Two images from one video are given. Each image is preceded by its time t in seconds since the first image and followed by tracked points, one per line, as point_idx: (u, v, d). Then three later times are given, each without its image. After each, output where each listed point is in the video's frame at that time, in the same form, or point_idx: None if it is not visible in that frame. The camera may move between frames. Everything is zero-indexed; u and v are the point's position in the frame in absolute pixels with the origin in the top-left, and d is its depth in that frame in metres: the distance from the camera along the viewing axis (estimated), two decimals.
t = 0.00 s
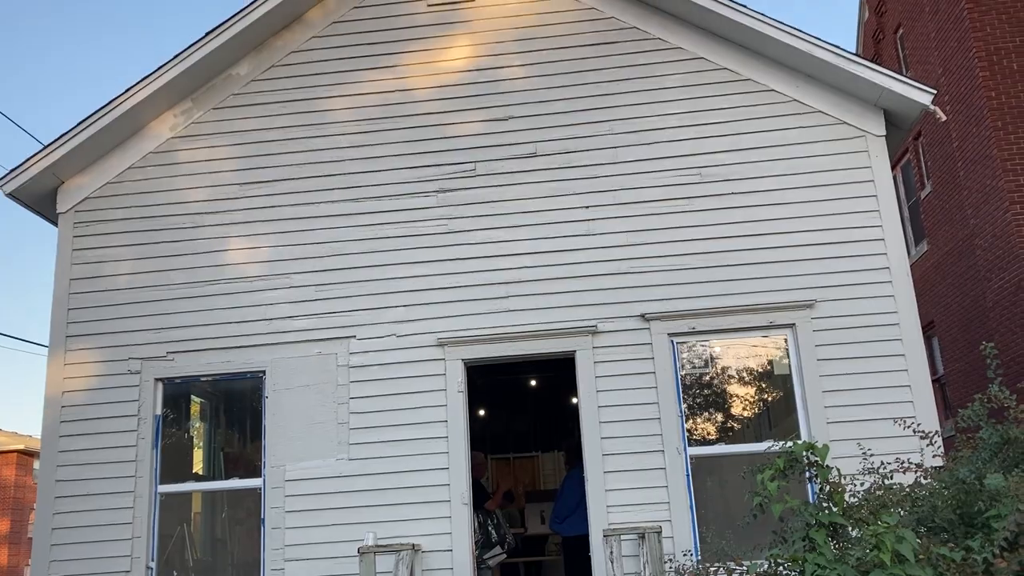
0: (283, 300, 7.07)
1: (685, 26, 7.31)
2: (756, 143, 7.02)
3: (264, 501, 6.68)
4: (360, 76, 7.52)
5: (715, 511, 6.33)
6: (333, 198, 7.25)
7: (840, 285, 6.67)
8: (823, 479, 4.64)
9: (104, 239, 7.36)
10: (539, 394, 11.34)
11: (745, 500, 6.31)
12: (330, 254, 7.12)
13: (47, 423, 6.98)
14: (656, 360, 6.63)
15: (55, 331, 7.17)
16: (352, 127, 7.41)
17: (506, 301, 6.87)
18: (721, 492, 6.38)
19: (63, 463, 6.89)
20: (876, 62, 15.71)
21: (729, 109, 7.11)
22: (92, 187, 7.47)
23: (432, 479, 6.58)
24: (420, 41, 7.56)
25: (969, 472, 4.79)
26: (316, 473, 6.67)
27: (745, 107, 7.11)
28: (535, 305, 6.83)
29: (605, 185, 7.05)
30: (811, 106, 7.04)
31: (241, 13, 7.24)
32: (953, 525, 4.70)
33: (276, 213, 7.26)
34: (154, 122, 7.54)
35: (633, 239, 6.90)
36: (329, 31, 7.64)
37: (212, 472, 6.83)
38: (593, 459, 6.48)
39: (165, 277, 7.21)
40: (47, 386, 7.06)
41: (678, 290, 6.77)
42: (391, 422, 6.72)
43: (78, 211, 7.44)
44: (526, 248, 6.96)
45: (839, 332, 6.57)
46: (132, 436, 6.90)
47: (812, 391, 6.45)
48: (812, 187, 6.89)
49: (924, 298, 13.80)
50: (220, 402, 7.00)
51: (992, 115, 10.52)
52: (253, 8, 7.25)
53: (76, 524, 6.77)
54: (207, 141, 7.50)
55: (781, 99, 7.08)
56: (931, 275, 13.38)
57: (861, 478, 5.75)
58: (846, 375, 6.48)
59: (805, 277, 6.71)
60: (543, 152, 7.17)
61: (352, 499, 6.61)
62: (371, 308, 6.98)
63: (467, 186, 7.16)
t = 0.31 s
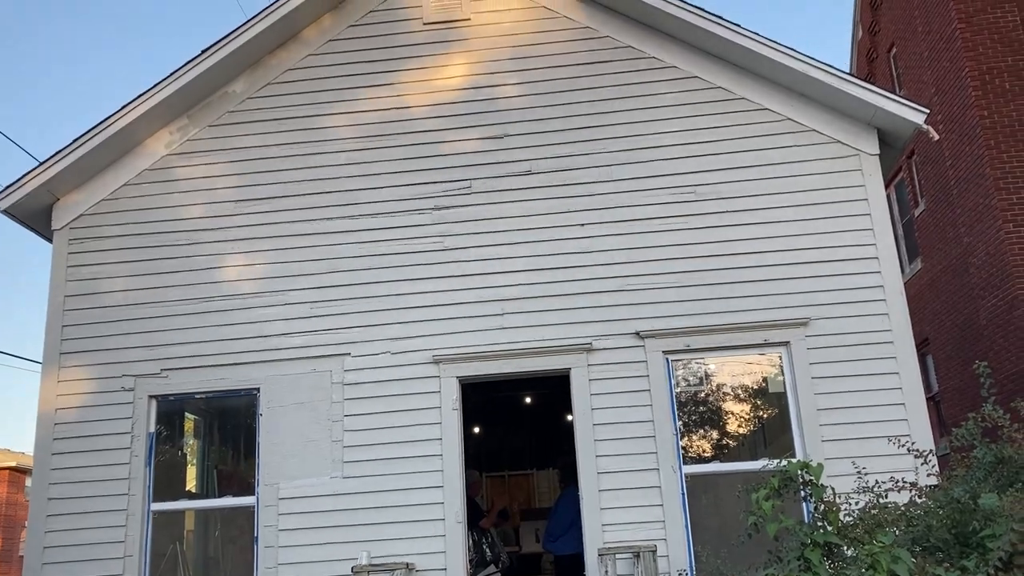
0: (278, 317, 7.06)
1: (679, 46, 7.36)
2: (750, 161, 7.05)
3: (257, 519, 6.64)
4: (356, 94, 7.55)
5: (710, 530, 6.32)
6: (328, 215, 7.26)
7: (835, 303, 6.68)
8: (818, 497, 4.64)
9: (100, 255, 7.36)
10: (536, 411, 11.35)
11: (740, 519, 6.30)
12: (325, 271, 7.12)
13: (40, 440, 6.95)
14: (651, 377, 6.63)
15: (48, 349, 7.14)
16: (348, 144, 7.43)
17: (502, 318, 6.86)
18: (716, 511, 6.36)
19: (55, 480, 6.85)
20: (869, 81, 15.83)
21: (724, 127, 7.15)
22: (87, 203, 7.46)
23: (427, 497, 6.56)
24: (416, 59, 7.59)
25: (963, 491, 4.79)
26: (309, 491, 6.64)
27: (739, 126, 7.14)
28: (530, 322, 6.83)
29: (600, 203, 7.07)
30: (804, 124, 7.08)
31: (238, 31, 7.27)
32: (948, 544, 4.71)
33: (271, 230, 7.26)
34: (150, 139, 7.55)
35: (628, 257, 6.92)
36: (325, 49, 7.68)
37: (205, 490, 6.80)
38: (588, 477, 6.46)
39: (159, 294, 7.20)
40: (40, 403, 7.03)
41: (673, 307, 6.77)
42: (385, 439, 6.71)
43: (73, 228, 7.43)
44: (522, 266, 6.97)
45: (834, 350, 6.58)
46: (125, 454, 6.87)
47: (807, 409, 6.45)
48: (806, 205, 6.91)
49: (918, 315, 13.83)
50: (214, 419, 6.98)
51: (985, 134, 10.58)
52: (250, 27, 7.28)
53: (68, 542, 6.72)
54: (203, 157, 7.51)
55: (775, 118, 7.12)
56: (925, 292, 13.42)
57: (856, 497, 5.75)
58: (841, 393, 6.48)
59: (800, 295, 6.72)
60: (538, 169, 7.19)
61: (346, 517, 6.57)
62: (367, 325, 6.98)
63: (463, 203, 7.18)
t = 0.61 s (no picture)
0: (271, 335, 7.04)
1: (672, 67, 7.41)
2: (743, 181, 7.08)
3: (248, 539, 6.60)
4: (351, 113, 7.58)
5: (704, 551, 6.30)
6: (323, 234, 7.26)
7: (828, 323, 6.69)
8: (811, 519, 4.66)
9: (92, 273, 7.34)
10: (529, 432, 11.33)
11: (734, 539, 6.28)
12: (319, 289, 7.12)
13: (29, 459, 6.90)
14: (645, 397, 6.63)
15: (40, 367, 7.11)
16: (343, 163, 7.44)
17: (495, 337, 6.86)
18: (710, 531, 6.34)
19: (45, 500, 6.80)
20: (860, 102, 15.95)
21: (717, 148, 7.19)
22: (80, 221, 7.45)
23: (420, 517, 6.53)
24: (411, 79, 7.63)
25: (957, 513, 4.77)
26: (301, 511, 6.60)
27: (732, 146, 7.18)
28: (524, 341, 6.83)
29: (594, 222, 7.09)
30: (797, 145, 7.12)
31: (233, 51, 7.31)
32: (942, 566, 4.65)
33: (265, 249, 7.26)
34: (144, 157, 7.56)
35: (622, 276, 6.93)
36: (320, 69, 7.71)
37: (196, 509, 6.75)
38: (581, 497, 6.44)
39: (152, 312, 7.18)
40: (31, 421, 6.99)
41: (666, 327, 6.78)
42: (378, 459, 6.68)
43: (66, 245, 7.41)
44: (515, 285, 6.97)
45: (827, 369, 6.58)
46: (116, 473, 6.82)
47: (801, 429, 6.44)
48: (799, 225, 6.94)
49: (910, 335, 13.87)
50: (206, 438, 6.94)
51: (976, 155, 10.65)
52: (245, 46, 7.32)
53: (57, 562, 6.66)
54: (198, 176, 7.51)
55: (767, 139, 7.16)
56: (917, 311, 13.46)
57: (850, 519, 5.74)
58: (835, 413, 6.48)
59: (793, 315, 6.74)
60: (532, 189, 7.21)
61: (338, 538, 6.53)
62: (360, 344, 6.96)
63: (457, 222, 7.19)
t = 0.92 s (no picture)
0: (265, 351, 7.03)
1: (666, 85, 7.45)
2: (737, 199, 7.11)
3: (240, 557, 6.56)
4: (346, 129, 7.60)
5: (698, 569, 6.28)
6: (317, 249, 7.26)
7: (821, 341, 6.70)
8: (806, 537, 4.65)
9: (86, 288, 7.32)
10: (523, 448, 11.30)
11: (728, 557, 6.27)
12: (313, 305, 7.11)
13: (20, 475, 6.86)
14: (639, 414, 6.62)
15: (32, 382, 7.08)
16: (338, 179, 7.45)
17: (489, 354, 6.86)
18: (704, 549, 6.33)
19: (36, 516, 6.76)
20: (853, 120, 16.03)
21: (711, 165, 7.22)
22: (74, 236, 7.44)
23: (413, 535, 6.50)
24: (407, 96, 7.66)
25: (951, 531, 4.76)
26: (294, 528, 6.57)
27: (726, 164, 7.21)
28: (519, 358, 6.83)
29: (589, 239, 7.10)
30: (790, 163, 7.15)
31: (229, 67, 7.33)
32: None
33: (260, 264, 7.26)
34: (139, 172, 7.57)
35: (617, 293, 6.94)
36: (316, 85, 7.74)
37: (188, 526, 6.72)
38: (575, 515, 6.42)
39: (146, 327, 7.16)
40: (22, 437, 6.95)
41: (661, 344, 6.78)
42: (371, 475, 6.65)
43: (60, 260, 7.40)
44: (510, 302, 6.97)
45: (821, 387, 6.59)
46: (107, 489, 6.78)
47: (795, 447, 6.44)
48: (793, 243, 6.96)
49: (904, 352, 13.90)
50: (199, 454, 6.92)
51: (968, 174, 10.71)
52: (241, 62, 7.35)
53: None
54: (193, 191, 7.52)
55: (761, 157, 7.20)
56: (911, 329, 13.49)
57: (844, 538, 5.74)
58: (829, 431, 6.48)
59: (787, 332, 6.74)
60: (527, 206, 7.23)
61: (330, 556, 6.50)
62: (354, 359, 6.95)
63: (452, 238, 7.20)
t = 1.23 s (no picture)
0: (257, 366, 7.01)
1: (660, 103, 7.49)
2: (731, 216, 7.13)
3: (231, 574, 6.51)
4: (341, 145, 7.61)
5: None
6: (311, 264, 7.26)
7: (814, 359, 6.70)
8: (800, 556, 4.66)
9: (78, 302, 7.30)
10: (517, 464, 11.25)
11: None
12: (306, 320, 7.10)
13: (9, 490, 6.81)
14: (633, 431, 6.60)
15: (22, 396, 7.04)
16: (332, 194, 7.46)
17: (482, 370, 6.84)
18: (697, 567, 6.31)
19: (24, 531, 6.70)
20: (846, 139, 16.12)
21: (705, 183, 7.24)
22: (67, 250, 7.42)
23: (404, 552, 6.46)
24: (402, 112, 7.68)
25: (944, 550, 4.79)
26: (285, 545, 6.52)
27: (720, 181, 7.23)
28: (512, 374, 6.82)
29: (583, 255, 7.11)
30: (783, 181, 7.18)
31: (225, 82, 7.35)
32: None
33: (253, 279, 7.24)
34: (133, 186, 7.56)
35: (610, 309, 6.94)
36: (311, 101, 7.76)
37: (179, 542, 6.67)
38: (568, 532, 6.39)
39: (138, 342, 7.13)
40: (12, 452, 6.90)
41: (654, 361, 6.78)
42: (364, 492, 6.62)
43: (52, 274, 7.38)
44: (503, 318, 6.97)
45: (814, 405, 6.58)
46: (97, 505, 6.73)
47: (788, 464, 6.43)
48: (786, 260, 6.98)
49: (897, 369, 13.92)
50: (190, 470, 6.88)
51: (960, 192, 10.76)
52: (237, 77, 7.36)
53: None
54: (187, 206, 7.51)
55: (755, 174, 7.22)
56: (904, 347, 13.51)
57: (838, 556, 5.74)
58: (822, 449, 6.47)
59: (781, 350, 6.75)
60: (521, 222, 7.24)
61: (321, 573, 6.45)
62: (347, 375, 6.93)
63: (446, 254, 7.20)
